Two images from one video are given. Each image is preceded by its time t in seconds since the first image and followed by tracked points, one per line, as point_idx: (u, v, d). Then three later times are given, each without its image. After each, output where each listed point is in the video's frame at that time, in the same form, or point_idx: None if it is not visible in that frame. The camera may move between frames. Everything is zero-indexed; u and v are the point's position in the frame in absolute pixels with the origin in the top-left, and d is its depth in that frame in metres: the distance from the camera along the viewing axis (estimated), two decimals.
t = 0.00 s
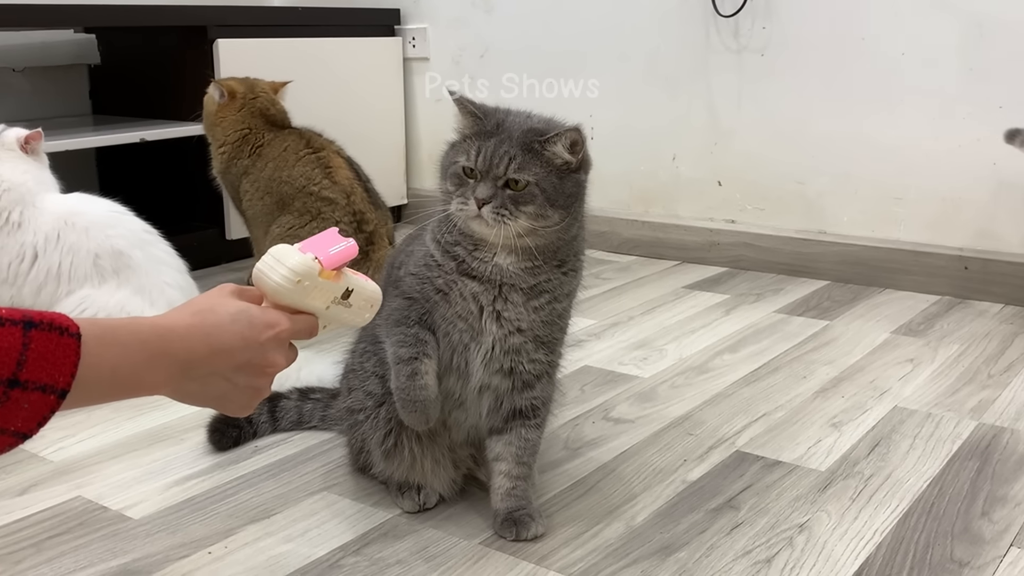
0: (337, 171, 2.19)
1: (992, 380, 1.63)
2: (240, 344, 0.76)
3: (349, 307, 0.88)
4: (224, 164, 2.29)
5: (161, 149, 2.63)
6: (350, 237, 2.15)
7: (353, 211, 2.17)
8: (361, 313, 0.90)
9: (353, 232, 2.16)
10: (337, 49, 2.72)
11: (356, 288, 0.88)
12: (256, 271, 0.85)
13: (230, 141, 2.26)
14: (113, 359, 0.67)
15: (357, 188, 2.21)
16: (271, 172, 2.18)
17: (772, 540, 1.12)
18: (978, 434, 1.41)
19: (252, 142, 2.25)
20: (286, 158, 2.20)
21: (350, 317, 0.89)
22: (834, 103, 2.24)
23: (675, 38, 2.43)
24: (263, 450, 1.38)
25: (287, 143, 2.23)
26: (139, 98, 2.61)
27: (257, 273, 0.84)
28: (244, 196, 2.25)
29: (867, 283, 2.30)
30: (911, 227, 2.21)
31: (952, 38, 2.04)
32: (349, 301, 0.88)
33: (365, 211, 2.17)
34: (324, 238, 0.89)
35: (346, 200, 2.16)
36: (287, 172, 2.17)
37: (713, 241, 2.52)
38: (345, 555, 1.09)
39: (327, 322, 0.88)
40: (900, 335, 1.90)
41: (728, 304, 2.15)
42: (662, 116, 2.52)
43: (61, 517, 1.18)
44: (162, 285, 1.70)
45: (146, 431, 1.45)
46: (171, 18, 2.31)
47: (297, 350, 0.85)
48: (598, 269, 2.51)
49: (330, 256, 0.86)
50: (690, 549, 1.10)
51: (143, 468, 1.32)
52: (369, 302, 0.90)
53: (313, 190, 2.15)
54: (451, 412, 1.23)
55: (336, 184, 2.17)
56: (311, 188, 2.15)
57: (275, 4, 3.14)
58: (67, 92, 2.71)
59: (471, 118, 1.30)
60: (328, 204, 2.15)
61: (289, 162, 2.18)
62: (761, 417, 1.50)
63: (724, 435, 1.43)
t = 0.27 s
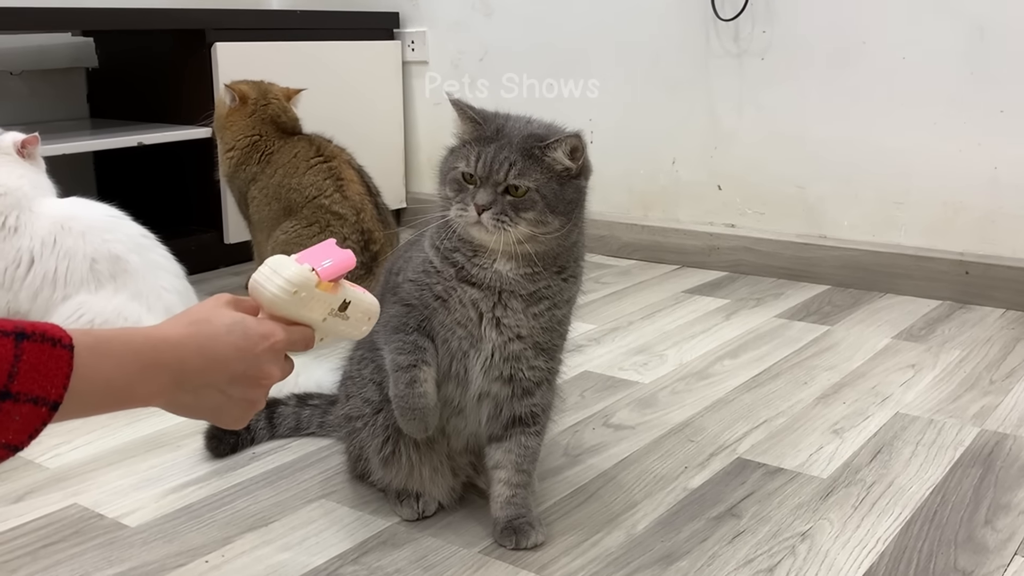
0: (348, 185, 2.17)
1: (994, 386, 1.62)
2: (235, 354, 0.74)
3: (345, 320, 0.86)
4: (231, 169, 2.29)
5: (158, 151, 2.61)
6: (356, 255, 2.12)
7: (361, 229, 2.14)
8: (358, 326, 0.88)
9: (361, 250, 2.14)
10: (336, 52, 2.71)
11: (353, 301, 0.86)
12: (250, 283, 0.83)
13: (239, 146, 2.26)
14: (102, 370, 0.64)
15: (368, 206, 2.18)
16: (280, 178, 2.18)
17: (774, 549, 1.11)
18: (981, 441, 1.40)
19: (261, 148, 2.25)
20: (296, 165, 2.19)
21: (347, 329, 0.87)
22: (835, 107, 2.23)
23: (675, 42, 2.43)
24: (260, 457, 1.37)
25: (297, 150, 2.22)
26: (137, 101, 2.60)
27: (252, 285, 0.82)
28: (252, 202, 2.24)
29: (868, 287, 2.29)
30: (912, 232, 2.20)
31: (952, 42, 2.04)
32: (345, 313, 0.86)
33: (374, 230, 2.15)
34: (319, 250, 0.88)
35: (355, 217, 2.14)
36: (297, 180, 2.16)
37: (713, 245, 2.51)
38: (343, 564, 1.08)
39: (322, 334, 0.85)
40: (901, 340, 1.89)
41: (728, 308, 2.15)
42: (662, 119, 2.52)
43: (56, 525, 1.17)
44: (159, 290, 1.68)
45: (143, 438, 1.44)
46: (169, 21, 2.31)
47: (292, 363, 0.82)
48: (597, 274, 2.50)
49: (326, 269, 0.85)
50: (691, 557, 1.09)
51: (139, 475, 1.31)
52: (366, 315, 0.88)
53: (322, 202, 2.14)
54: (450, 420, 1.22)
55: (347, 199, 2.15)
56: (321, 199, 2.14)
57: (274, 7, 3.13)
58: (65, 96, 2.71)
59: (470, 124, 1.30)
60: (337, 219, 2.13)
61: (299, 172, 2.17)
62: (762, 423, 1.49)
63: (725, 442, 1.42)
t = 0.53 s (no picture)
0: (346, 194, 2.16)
1: (991, 391, 1.62)
2: (235, 233, 0.74)
3: (342, 163, 0.81)
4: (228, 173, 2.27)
5: (152, 155, 2.60)
6: (354, 265, 2.15)
7: (359, 240, 2.16)
8: (361, 161, 0.83)
9: (359, 260, 2.16)
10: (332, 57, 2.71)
11: (340, 141, 0.81)
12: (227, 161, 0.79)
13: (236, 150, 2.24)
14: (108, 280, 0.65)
15: (366, 216, 2.18)
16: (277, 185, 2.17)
17: (772, 555, 1.10)
18: (979, 447, 1.40)
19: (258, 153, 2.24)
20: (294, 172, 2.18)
21: (347, 171, 0.82)
22: (832, 112, 2.24)
23: (672, 47, 2.43)
24: (255, 464, 1.36)
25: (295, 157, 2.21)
26: (131, 106, 2.59)
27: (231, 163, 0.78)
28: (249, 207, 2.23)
29: (865, 292, 2.29)
30: (909, 237, 2.20)
31: (949, 47, 2.04)
32: (339, 157, 0.81)
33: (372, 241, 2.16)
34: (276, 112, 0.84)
35: (354, 228, 2.15)
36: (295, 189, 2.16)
37: (710, 250, 2.51)
38: (339, 572, 1.07)
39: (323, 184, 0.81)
40: (898, 345, 1.89)
41: (724, 313, 2.14)
42: (659, 124, 2.52)
43: (50, 532, 1.16)
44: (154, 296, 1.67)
45: (137, 444, 1.43)
46: (165, 26, 2.30)
47: (300, 229, 0.80)
48: (594, 279, 2.50)
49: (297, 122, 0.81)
50: (689, 564, 1.09)
51: (133, 482, 1.30)
52: (362, 144, 0.83)
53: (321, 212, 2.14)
54: (446, 427, 1.21)
55: (345, 210, 2.14)
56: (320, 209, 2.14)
57: (270, 12, 3.13)
58: (60, 100, 2.70)
59: (466, 124, 1.29)
60: (335, 228, 2.15)
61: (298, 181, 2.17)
62: (760, 429, 1.49)
63: (722, 447, 1.42)
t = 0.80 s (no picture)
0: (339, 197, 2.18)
1: (990, 392, 1.62)
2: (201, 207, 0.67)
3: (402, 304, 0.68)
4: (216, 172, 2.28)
5: (147, 156, 2.58)
6: (349, 266, 2.16)
7: (354, 240, 2.17)
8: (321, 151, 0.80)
9: (354, 261, 2.17)
10: (330, 58, 2.71)
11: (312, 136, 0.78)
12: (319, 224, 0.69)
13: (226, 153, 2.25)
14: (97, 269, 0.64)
15: (360, 218, 2.20)
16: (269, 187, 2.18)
17: (771, 556, 1.10)
18: (977, 447, 1.39)
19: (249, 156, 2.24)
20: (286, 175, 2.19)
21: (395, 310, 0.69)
22: (829, 114, 2.24)
23: (670, 48, 2.43)
24: (252, 466, 1.35)
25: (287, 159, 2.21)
26: (128, 108, 2.59)
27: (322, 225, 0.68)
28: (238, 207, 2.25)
29: (863, 293, 2.29)
30: (906, 238, 2.20)
31: (946, 48, 2.04)
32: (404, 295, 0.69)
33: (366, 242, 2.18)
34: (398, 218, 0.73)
35: (349, 228, 2.17)
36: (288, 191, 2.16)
37: (708, 252, 2.50)
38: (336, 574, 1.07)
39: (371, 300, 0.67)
40: (897, 346, 1.89)
41: (723, 315, 2.14)
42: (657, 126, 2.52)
43: (45, 535, 1.15)
44: (151, 298, 1.68)
45: (134, 446, 1.42)
46: (162, 28, 2.30)
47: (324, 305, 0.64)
48: (592, 281, 2.49)
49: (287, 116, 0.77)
50: (687, 565, 1.08)
51: (130, 484, 1.29)
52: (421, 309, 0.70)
53: (315, 213, 2.15)
54: (443, 426, 1.20)
55: (339, 212, 2.16)
56: (314, 210, 2.15)
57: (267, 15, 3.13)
58: (57, 103, 2.70)
59: (463, 112, 1.33)
60: (329, 229, 2.16)
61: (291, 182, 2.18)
62: (758, 430, 1.48)
63: (721, 448, 1.42)
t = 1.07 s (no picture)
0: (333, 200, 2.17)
1: (988, 394, 1.62)
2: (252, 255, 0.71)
3: (355, 188, 0.89)
4: (211, 175, 2.31)
5: (150, 160, 2.61)
6: (346, 267, 2.16)
7: (349, 241, 2.17)
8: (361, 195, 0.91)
9: (350, 262, 2.17)
10: (329, 61, 2.71)
11: (366, 171, 0.89)
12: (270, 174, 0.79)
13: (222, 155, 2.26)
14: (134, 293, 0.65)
15: (354, 219, 2.19)
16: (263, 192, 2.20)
17: (770, 557, 1.11)
18: (975, 448, 1.40)
19: (245, 159, 2.25)
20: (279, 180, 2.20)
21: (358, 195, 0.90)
22: (827, 116, 2.24)
23: (669, 51, 2.44)
24: (253, 468, 1.36)
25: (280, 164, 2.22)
26: (129, 111, 2.60)
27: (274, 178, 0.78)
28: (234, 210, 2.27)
29: (862, 295, 2.29)
30: (905, 239, 2.21)
31: (943, 51, 2.05)
32: (359, 184, 0.88)
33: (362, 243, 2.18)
34: (321, 141, 0.88)
35: (344, 230, 2.16)
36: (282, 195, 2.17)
37: (707, 254, 2.51)
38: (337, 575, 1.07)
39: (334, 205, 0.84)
40: (895, 348, 1.89)
41: (722, 317, 2.15)
42: (655, 129, 2.52)
43: (47, 538, 1.16)
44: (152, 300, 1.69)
45: (135, 449, 1.43)
46: (163, 32, 2.31)
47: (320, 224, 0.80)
48: (592, 283, 2.50)
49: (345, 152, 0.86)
50: (686, 566, 1.09)
51: (131, 487, 1.30)
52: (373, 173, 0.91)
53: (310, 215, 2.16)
54: (442, 428, 1.21)
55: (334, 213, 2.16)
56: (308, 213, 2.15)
57: (267, 18, 3.14)
58: (58, 106, 2.70)
59: (459, 115, 1.35)
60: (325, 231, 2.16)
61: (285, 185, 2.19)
62: (757, 431, 1.49)
63: (720, 450, 1.42)
